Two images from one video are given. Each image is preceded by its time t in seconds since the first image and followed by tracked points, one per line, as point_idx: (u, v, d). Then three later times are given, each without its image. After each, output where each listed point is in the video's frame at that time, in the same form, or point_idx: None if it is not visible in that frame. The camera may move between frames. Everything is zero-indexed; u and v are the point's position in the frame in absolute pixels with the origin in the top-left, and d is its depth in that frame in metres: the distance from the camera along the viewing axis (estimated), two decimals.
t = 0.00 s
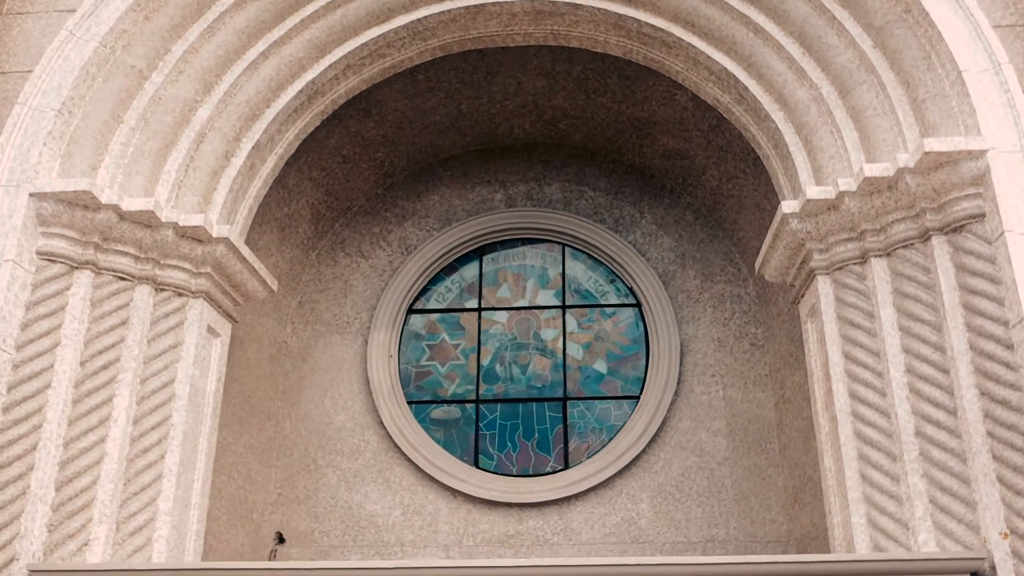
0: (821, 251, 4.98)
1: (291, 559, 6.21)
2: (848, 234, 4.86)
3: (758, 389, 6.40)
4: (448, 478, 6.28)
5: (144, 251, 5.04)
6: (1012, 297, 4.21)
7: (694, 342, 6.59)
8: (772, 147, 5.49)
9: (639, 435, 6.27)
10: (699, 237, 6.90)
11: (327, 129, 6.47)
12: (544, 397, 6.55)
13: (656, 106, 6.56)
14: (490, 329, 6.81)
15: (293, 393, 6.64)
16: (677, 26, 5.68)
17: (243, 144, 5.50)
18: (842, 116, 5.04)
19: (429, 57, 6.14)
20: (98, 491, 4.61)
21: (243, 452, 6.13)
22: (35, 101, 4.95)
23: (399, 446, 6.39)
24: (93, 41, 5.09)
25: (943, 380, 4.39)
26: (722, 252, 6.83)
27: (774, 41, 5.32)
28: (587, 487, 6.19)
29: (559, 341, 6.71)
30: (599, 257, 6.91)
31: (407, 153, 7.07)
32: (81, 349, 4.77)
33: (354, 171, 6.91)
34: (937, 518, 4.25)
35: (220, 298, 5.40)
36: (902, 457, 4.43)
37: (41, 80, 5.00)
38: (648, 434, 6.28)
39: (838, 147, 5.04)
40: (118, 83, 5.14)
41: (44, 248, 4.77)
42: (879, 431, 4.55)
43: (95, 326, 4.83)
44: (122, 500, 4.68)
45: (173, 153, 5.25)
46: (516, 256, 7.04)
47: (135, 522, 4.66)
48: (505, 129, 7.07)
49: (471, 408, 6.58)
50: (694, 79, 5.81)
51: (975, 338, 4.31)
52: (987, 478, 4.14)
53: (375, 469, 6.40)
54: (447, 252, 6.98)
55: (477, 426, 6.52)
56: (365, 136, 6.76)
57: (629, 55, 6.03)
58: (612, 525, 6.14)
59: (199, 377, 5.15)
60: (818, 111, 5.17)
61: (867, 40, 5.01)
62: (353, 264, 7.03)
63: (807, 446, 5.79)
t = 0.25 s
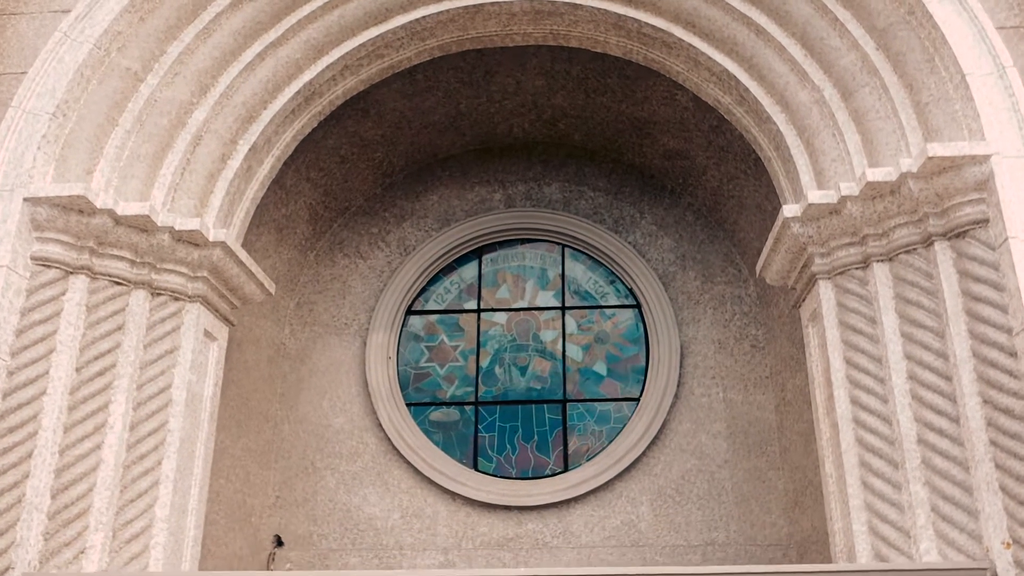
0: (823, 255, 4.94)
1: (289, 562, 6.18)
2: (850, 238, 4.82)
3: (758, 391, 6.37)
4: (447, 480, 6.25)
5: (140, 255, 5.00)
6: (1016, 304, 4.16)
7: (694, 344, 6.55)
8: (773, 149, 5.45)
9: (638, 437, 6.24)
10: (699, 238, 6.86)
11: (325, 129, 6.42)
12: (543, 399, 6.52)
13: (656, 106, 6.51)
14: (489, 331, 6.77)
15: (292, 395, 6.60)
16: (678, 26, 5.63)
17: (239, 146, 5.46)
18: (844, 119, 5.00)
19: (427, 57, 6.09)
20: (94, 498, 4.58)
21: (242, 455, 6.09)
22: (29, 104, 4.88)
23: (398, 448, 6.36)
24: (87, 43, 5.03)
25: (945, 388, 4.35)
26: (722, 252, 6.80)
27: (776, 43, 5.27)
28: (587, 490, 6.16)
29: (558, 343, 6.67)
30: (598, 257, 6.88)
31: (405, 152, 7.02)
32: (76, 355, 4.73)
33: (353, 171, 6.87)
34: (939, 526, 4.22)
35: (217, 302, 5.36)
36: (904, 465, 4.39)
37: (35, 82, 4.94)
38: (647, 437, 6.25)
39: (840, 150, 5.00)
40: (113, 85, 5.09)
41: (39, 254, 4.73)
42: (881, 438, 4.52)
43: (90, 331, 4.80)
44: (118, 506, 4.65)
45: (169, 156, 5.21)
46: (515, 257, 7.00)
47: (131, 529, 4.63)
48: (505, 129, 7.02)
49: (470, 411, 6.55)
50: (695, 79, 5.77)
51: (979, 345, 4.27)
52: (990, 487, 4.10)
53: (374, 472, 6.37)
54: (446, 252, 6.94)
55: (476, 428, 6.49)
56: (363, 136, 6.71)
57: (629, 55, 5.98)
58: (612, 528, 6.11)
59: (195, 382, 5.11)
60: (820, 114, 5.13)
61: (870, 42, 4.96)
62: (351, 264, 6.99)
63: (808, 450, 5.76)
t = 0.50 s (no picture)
0: (825, 259, 4.90)
1: (287, 565, 6.15)
2: (852, 243, 4.78)
3: (759, 393, 6.34)
4: (446, 483, 6.22)
5: (136, 260, 4.96)
6: (1019, 312, 4.12)
7: (694, 345, 6.52)
8: (774, 151, 5.40)
9: (639, 440, 6.21)
10: (700, 238, 6.82)
11: (323, 129, 6.37)
12: (542, 401, 6.48)
13: (657, 106, 6.46)
14: (489, 332, 6.74)
15: (290, 397, 6.57)
16: (678, 27, 5.58)
17: (236, 149, 5.41)
18: (846, 122, 4.95)
19: (425, 57, 6.04)
20: (91, 506, 4.55)
21: (240, 458, 6.06)
22: (23, 108, 4.82)
23: (397, 451, 6.33)
24: (82, 45, 4.97)
25: (947, 395, 4.32)
26: (723, 253, 6.76)
27: (778, 44, 5.21)
28: (586, 493, 6.13)
29: (558, 344, 6.64)
30: (598, 258, 6.84)
31: (404, 152, 6.98)
32: (72, 362, 4.69)
33: (351, 171, 6.82)
34: (940, 535, 4.19)
35: (214, 306, 5.32)
36: (905, 472, 4.36)
37: (29, 85, 4.87)
38: (648, 439, 6.22)
39: (842, 153, 4.95)
40: (108, 88, 5.04)
41: (34, 259, 4.68)
42: (883, 445, 4.49)
43: (86, 337, 4.76)
44: (115, 514, 4.62)
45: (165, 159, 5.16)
46: (515, 258, 6.96)
47: (128, 536, 4.60)
48: (504, 128, 6.98)
49: (469, 412, 6.52)
50: (695, 80, 5.72)
51: (982, 353, 4.23)
52: (992, 496, 4.08)
53: (372, 474, 6.34)
54: (445, 253, 6.90)
55: (475, 430, 6.46)
56: (361, 136, 6.66)
57: (629, 56, 5.93)
58: (612, 531, 6.08)
59: (192, 387, 5.07)
60: (822, 116, 5.08)
61: (872, 44, 4.91)
62: (350, 265, 6.95)
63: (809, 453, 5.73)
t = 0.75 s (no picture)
0: (826, 265, 4.86)
1: (286, 569, 6.12)
2: (854, 249, 4.74)
3: (759, 396, 6.31)
4: (445, 487, 6.19)
5: (133, 266, 4.92)
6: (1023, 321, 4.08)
7: (694, 348, 6.49)
8: (776, 154, 5.36)
9: (639, 443, 6.18)
10: (700, 240, 6.78)
11: (321, 130, 6.31)
12: (542, 404, 6.45)
13: (657, 107, 6.42)
14: (488, 334, 6.71)
15: (288, 399, 6.54)
16: (679, 29, 5.52)
17: (233, 152, 5.37)
18: (848, 126, 4.91)
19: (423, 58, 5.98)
20: (88, 514, 4.53)
21: (239, 462, 6.03)
22: (17, 112, 4.76)
23: (395, 454, 6.30)
24: (77, 49, 4.91)
25: (950, 404, 4.29)
26: (723, 255, 6.72)
27: (779, 47, 5.17)
28: (586, 496, 6.10)
29: (558, 346, 6.61)
30: (598, 259, 6.80)
31: (402, 152, 6.93)
32: (68, 369, 4.65)
33: (349, 171, 6.78)
34: (942, 545, 4.17)
35: (212, 311, 5.29)
36: (907, 481, 4.33)
37: (23, 90, 4.81)
38: (648, 443, 6.19)
39: (844, 158, 4.91)
40: (103, 92, 4.99)
41: (29, 266, 4.64)
42: (884, 454, 4.45)
43: (82, 344, 4.72)
44: (112, 522, 4.60)
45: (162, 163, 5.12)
46: (514, 259, 6.93)
47: (125, 545, 4.58)
48: (503, 128, 6.93)
49: (468, 415, 6.49)
50: (696, 82, 5.67)
51: (984, 362, 4.19)
52: (994, 507, 4.05)
53: (371, 478, 6.31)
54: (444, 254, 6.86)
55: (474, 433, 6.43)
56: (360, 137, 6.62)
57: (629, 57, 5.88)
58: (612, 535, 6.06)
59: (190, 393, 5.04)
60: (824, 120, 5.03)
61: (875, 47, 4.86)
62: (348, 266, 6.91)
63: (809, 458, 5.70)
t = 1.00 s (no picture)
0: (828, 271, 4.83)
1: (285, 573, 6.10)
2: (855, 255, 4.71)
3: (759, 399, 6.28)
4: (444, 491, 6.17)
5: (129, 272, 4.89)
6: None
7: (694, 350, 6.46)
8: (777, 158, 5.32)
9: (638, 447, 6.16)
10: (701, 241, 6.74)
11: (319, 132, 6.27)
12: (541, 407, 6.43)
13: (657, 108, 6.37)
14: (487, 336, 6.68)
15: (287, 402, 6.51)
16: (680, 31, 5.47)
17: (230, 156, 5.33)
18: (850, 130, 4.86)
19: (422, 59, 5.94)
20: (85, 523, 4.50)
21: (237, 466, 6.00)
22: (11, 118, 4.72)
23: (394, 458, 6.28)
24: (72, 53, 4.87)
25: (952, 413, 4.26)
26: (724, 257, 6.68)
27: (781, 50, 5.12)
28: (586, 501, 6.08)
29: (557, 349, 6.58)
30: (598, 261, 6.77)
31: (401, 153, 6.89)
32: (64, 377, 4.62)
33: (348, 173, 6.73)
34: (943, 555, 4.14)
35: (209, 317, 5.25)
36: (908, 491, 4.30)
37: (18, 95, 4.77)
38: (647, 447, 6.17)
39: (846, 163, 4.87)
40: (98, 96, 4.95)
41: (24, 273, 4.61)
42: (886, 463, 4.42)
43: (78, 352, 4.69)
44: (109, 531, 4.57)
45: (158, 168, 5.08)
46: (513, 261, 6.89)
47: (122, 554, 4.55)
48: (503, 129, 6.89)
49: (467, 418, 6.46)
50: (697, 84, 5.62)
51: (987, 371, 4.16)
52: (996, 518, 4.02)
53: (370, 481, 6.29)
54: (443, 256, 6.83)
55: (473, 437, 6.41)
56: (358, 138, 6.57)
57: (629, 59, 5.83)
58: (611, 539, 6.04)
59: (187, 400, 5.00)
60: (826, 124, 4.99)
61: (877, 51, 4.81)
62: (347, 269, 6.87)
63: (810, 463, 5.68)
